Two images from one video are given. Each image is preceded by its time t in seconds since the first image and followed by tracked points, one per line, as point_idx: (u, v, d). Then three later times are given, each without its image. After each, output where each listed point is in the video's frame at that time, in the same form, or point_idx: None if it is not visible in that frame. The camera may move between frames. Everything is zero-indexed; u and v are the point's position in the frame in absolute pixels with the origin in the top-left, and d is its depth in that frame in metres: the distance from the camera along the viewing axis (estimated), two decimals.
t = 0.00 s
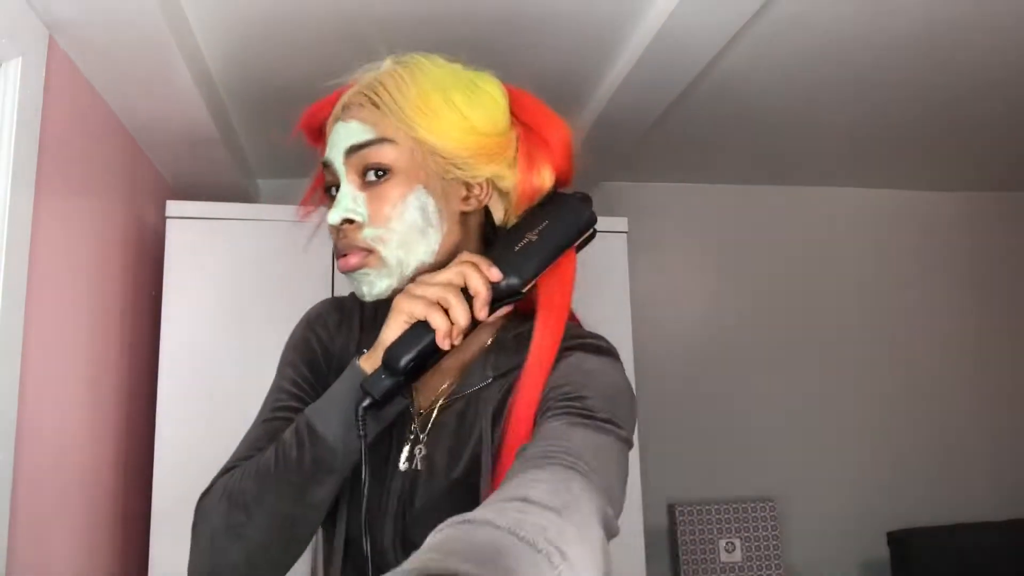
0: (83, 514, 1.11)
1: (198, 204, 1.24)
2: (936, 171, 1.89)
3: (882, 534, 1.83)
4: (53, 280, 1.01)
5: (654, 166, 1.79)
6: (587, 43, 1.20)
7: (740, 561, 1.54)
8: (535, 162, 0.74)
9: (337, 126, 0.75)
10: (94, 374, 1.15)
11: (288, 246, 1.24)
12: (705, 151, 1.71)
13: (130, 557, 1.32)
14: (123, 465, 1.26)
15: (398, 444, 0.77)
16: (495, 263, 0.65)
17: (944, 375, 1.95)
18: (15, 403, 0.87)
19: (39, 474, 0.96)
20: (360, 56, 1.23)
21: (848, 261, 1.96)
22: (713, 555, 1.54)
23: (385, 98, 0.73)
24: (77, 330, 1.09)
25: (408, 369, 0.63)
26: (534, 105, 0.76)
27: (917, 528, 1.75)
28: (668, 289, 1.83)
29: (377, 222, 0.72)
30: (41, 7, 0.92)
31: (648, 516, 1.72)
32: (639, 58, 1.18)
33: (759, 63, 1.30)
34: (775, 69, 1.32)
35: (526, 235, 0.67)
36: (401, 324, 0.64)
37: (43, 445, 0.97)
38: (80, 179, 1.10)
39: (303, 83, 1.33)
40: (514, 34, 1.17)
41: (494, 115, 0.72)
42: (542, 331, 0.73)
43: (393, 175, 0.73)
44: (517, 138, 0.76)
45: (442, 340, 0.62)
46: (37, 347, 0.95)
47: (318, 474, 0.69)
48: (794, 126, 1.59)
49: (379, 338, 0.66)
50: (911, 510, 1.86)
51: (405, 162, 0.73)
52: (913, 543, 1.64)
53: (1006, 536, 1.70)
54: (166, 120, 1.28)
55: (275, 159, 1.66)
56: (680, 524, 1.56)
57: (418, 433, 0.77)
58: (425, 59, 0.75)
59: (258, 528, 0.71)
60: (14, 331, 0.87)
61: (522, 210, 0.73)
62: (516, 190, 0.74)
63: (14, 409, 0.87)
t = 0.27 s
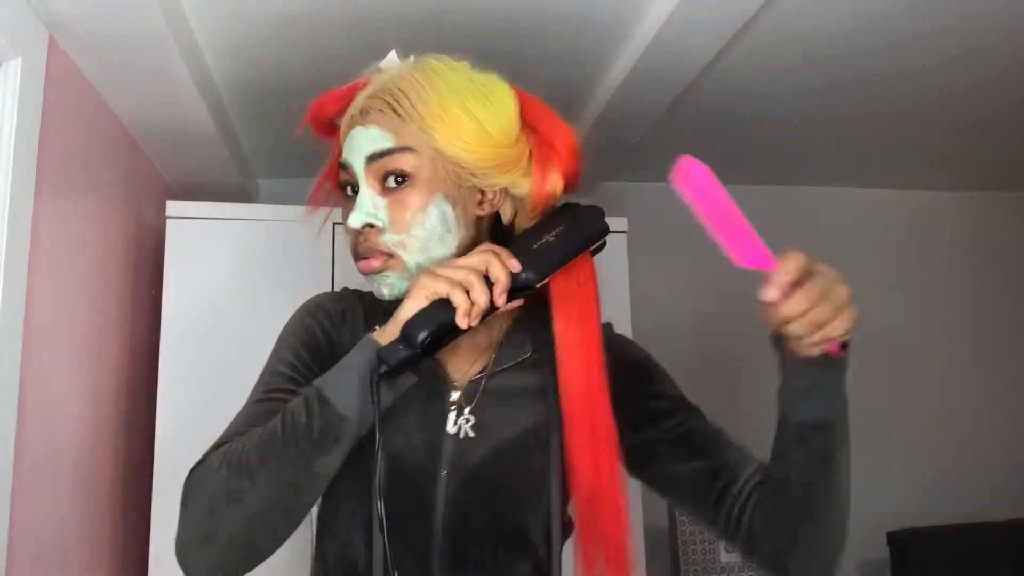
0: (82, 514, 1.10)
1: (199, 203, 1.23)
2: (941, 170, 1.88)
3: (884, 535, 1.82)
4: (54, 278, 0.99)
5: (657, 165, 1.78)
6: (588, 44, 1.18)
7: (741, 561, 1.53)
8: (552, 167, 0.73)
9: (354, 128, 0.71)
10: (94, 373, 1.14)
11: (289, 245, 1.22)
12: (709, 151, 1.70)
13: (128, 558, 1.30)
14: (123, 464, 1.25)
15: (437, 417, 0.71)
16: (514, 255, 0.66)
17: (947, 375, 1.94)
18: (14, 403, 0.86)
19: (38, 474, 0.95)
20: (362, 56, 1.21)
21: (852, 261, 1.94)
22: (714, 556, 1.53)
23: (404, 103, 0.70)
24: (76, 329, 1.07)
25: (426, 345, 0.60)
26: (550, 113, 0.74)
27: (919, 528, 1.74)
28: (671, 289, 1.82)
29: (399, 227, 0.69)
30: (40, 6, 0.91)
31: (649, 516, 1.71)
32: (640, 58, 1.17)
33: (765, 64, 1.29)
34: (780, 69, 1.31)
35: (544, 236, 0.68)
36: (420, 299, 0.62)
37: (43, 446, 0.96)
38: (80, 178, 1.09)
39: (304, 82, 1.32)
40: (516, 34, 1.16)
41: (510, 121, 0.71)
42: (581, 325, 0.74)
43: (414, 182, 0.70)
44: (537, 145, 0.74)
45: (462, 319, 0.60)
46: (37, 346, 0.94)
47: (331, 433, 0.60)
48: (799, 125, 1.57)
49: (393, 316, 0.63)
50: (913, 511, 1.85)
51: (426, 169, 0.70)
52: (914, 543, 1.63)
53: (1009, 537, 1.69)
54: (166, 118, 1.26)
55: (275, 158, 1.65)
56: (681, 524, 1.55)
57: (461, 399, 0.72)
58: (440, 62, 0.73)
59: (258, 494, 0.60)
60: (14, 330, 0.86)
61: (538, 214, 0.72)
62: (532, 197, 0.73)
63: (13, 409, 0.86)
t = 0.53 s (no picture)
0: (81, 514, 1.10)
1: (201, 203, 1.23)
2: (940, 171, 1.89)
3: (882, 535, 1.82)
4: (54, 279, 0.99)
5: (657, 165, 1.78)
6: (587, 44, 1.19)
7: (740, 561, 1.53)
8: (559, 181, 0.74)
9: (367, 128, 0.69)
10: (94, 374, 1.14)
11: (289, 246, 1.23)
12: (709, 151, 1.70)
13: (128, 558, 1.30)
14: (122, 464, 1.26)
15: (462, 400, 0.67)
16: (535, 252, 0.64)
17: (946, 376, 1.94)
18: (14, 403, 0.86)
19: (38, 474, 0.95)
20: (361, 57, 1.22)
21: (851, 261, 1.95)
22: (713, 556, 1.53)
23: (423, 107, 0.69)
24: (77, 329, 1.08)
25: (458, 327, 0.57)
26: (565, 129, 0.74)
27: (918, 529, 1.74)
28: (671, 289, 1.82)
29: (409, 231, 0.67)
30: (40, 7, 0.91)
31: (648, 516, 1.71)
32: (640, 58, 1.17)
33: (762, 65, 1.29)
34: (778, 70, 1.32)
35: (554, 241, 0.66)
36: (449, 281, 0.59)
37: (43, 445, 0.96)
38: (81, 178, 1.09)
39: (303, 83, 1.32)
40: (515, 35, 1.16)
41: (524, 134, 0.71)
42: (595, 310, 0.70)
43: (427, 187, 0.68)
44: (547, 159, 0.74)
45: (493, 300, 0.58)
46: (37, 346, 0.94)
47: (350, 417, 0.56)
48: (798, 126, 1.58)
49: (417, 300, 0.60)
50: (912, 510, 1.85)
51: (439, 175, 0.69)
52: (913, 543, 1.63)
53: (1007, 537, 1.69)
54: (167, 119, 1.27)
55: (275, 159, 1.65)
56: (679, 524, 1.55)
57: (479, 385, 0.68)
58: (457, 66, 0.72)
59: (267, 481, 0.54)
60: (14, 331, 0.86)
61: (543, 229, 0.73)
62: (538, 208, 0.74)
63: (14, 409, 0.86)
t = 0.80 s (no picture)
0: (81, 515, 1.10)
1: (200, 203, 1.23)
2: (940, 171, 1.88)
3: (882, 535, 1.82)
4: (53, 279, 0.99)
5: (656, 165, 1.78)
6: (587, 44, 1.18)
7: (740, 561, 1.53)
8: (551, 176, 0.74)
9: (358, 125, 0.69)
10: (94, 374, 1.14)
11: (288, 245, 1.23)
12: (709, 151, 1.70)
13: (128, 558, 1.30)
14: (122, 464, 1.26)
15: (454, 396, 0.66)
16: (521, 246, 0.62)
17: (946, 376, 1.94)
18: (14, 404, 0.86)
19: (38, 473, 0.95)
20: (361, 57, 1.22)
21: (851, 261, 1.95)
22: (713, 556, 1.53)
23: (411, 103, 0.68)
24: (76, 329, 1.08)
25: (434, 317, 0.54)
26: (556, 124, 0.73)
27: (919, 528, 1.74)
28: (671, 289, 1.82)
29: (398, 229, 0.67)
30: (41, 8, 0.91)
31: (648, 516, 1.71)
32: (640, 58, 1.17)
33: (763, 65, 1.29)
34: (778, 70, 1.31)
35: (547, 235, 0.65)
36: (428, 271, 0.56)
37: (43, 446, 0.96)
38: (80, 178, 1.09)
39: (303, 83, 1.32)
40: (515, 35, 1.16)
41: (515, 132, 0.71)
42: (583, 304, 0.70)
43: (418, 184, 0.68)
44: (538, 155, 0.74)
45: (472, 290, 0.55)
46: (36, 346, 0.94)
47: (322, 408, 0.53)
48: (798, 126, 1.58)
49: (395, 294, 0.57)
50: (912, 510, 1.85)
51: (430, 172, 0.68)
52: (913, 543, 1.63)
53: (1007, 537, 1.69)
54: (167, 119, 1.27)
55: (274, 158, 1.65)
56: (679, 524, 1.55)
57: (470, 381, 0.67)
58: (449, 63, 0.72)
59: (237, 471, 0.52)
60: (14, 331, 0.86)
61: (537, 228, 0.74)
62: (530, 205, 0.74)
63: (14, 409, 0.86)
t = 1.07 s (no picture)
0: (82, 514, 1.10)
1: (199, 203, 1.23)
2: (940, 171, 1.88)
3: (882, 535, 1.82)
4: (54, 278, 0.99)
5: (657, 165, 1.78)
6: (588, 43, 1.18)
7: (740, 561, 1.53)
8: (548, 176, 0.74)
9: (354, 124, 0.69)
10: (94, 374, 1.14)
11: (287, 245, 1.22)
12: (709, 151, 1.70)
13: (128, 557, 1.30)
14: (122, 464, 1.26)
15: (450, 396, 0.65)
16: (517, 246, 0.61)
17: (946, 375, 1.94)
18: (14, 403, 0.86)
19: (39, 473, 0.95)
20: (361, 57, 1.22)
21: (851, 260, 1.95)
22: (713, 556, 1.53)
23: (408, 101, 0.68)
24: (76, 328, 1.07)
25: (426, 314, 0.53)
26: (553, 124, 0.74)
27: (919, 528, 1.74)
28: (671, 289, 1.82)
29: (395, 228, 0.66)
30: (41, 8, 0.91)
31: (648, 515, 1.71)
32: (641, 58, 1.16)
33: (763, 65, 1.29)
34: (779, 70, 1.31)
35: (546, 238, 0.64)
36: (421, 269, 0.55)
37: (43, 446, 0.96)
38: (81, 178, 1.09)
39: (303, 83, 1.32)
40: (516, 34, 1.16)
41: (511, 129, 0.70)
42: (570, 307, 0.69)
43: (414, 183, 0.67)
44: (534, 154, 0.74)
45: (466, 289, 0.54)
46: (37, 346, 0.94)
47: (314, 407, 0.53)
48: (798, 126, 1.57)
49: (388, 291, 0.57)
50: (912, 510, 1.85)
51: (426, 170, 0.68)
52: (914, 543, 1.63)
53: (1008, 537, 1.69)
54: (167, 119, 1.26)
55: (274, 158, 1.65)
56: (679, 524, 1.55)
57: (467, 381, 0.67)
58: (444, 61, 0.71)
59: (228, 469, 0.52)
60: (14, 331, 0.86)
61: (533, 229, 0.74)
62: (526, 204, 0.74)
63: (14, 409, 0.86)
